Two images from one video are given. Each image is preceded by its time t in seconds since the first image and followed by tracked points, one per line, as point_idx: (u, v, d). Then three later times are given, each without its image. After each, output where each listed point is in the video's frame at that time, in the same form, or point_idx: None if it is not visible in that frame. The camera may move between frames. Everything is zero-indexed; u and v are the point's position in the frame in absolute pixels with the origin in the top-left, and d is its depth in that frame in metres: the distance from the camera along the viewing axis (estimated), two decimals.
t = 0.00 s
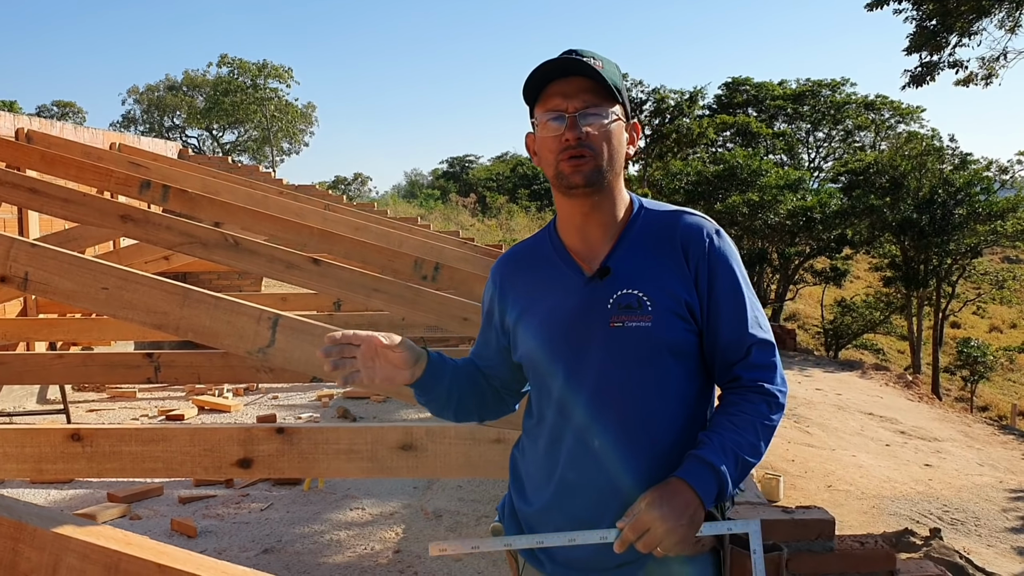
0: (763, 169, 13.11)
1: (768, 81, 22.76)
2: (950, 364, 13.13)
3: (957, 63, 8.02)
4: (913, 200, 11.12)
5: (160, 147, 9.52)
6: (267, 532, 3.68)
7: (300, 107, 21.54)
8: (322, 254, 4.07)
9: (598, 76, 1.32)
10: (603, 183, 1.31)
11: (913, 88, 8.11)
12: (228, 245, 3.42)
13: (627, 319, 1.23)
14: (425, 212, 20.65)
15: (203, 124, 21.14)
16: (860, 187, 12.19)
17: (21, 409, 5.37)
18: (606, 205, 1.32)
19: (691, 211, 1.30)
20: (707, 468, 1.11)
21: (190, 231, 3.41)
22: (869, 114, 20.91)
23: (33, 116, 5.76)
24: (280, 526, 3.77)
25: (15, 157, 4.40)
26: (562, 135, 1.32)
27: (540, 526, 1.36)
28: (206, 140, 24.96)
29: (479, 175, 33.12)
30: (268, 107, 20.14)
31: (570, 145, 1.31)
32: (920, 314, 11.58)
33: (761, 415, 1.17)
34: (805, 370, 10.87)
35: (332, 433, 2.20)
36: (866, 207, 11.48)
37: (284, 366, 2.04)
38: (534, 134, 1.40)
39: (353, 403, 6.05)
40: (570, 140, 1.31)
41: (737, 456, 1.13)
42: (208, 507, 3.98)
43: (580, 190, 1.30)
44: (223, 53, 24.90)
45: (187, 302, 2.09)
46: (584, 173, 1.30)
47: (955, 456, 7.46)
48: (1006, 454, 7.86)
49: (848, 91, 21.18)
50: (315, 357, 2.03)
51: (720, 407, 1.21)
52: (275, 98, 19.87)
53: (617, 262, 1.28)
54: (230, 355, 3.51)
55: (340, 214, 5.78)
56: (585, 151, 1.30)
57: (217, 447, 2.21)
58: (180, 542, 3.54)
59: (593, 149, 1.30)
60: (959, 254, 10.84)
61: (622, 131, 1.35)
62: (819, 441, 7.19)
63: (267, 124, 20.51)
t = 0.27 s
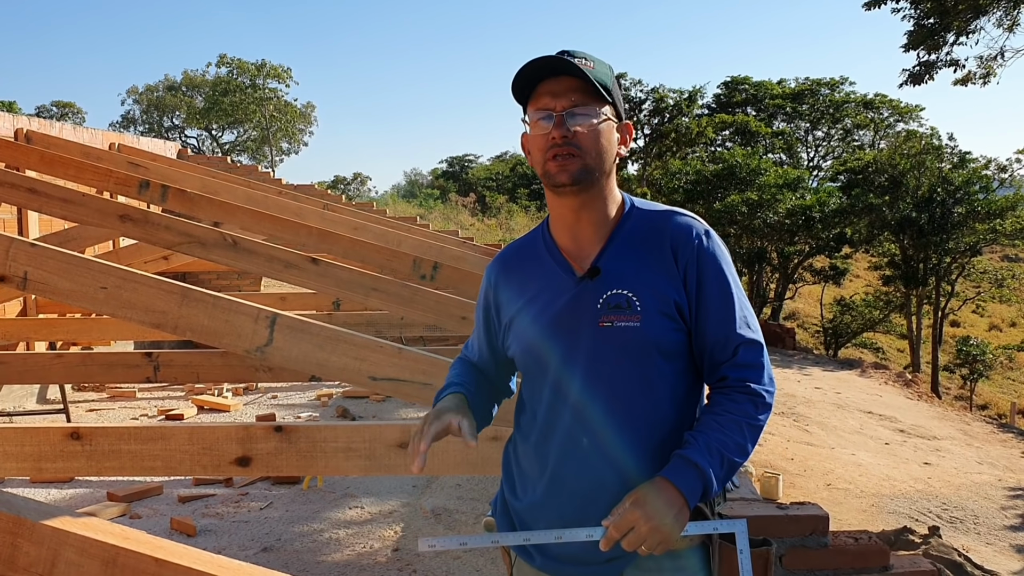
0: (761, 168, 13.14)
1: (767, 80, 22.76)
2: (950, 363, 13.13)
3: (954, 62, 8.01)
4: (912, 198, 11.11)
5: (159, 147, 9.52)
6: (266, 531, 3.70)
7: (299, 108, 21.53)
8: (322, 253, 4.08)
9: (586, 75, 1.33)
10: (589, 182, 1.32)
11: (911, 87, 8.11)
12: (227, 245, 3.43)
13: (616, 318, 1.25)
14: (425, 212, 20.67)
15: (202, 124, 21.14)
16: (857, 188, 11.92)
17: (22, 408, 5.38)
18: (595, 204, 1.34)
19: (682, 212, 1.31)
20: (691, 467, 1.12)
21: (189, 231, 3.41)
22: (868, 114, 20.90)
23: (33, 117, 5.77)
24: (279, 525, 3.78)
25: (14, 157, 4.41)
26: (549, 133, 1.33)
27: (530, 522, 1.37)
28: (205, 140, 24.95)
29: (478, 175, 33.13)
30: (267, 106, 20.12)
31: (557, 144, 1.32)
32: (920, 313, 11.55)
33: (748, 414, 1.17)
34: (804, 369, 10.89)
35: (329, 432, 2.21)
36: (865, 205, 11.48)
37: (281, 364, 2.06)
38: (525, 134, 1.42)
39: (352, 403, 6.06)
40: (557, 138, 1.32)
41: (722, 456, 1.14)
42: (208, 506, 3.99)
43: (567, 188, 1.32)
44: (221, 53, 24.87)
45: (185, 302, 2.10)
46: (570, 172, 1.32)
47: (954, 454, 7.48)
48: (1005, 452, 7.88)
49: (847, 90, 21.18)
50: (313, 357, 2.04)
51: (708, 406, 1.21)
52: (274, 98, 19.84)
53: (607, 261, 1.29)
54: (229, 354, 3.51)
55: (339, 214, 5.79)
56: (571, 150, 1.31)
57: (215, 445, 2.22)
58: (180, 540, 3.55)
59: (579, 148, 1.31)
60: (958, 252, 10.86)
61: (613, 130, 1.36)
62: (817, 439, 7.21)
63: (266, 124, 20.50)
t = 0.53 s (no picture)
0: (758, 166, 13.11)
1: (763, 79, 22.78)
2: (945, 362, 13.15)
3: (950, 62, 8.03)
4: (907, 197, 11.08)
5: (153, 144, 9.47)
6: (261, 528, 3.69)
7: (295, 104, 21.45)
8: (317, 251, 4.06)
9: (580, 74, 1.32)
10: (584, 181, 1.31)
11: (906, 85, 8.14)
12: (222, 242, 3.41)
13: (612, 316, 1.25)
14: (421, 210, 20.62)
15: (197, 121, 21.03)
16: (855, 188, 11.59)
17: (15, 406, 5.35)
18: (591, 202, 1.33)
19: (679, 214, 1.31)
20: (683, 465, 1.13)
21: (183, 228, 3.39)
22: (864, 112, 20.89)
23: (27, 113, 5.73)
24: (273, 523, 3.77)
25: (9, 153, 4.38)
26: (543, 133, 1.32)
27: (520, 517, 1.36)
28: (200, 137, 24.83)
29: (474, 172, 33.10)
30: (262, 103, 20.00)
31: (550, 142, 1.31)
32: (915, 312, 11.55)
33: (740, 415, 1.18)
34: (800, 368, 10.90)
35: (324, 429, 2.20)
36: (861, 204, 11.47)
37: (276, 362, 2.05)
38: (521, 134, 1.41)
39: (347, 401, 6.06)
40: (551, 137, 1.31)
41: (714, 455, 1.15)
42: (202, 503, 3.98)
43: (562, 187, 1.31)
44: (217, 50, 24.75)
45: (179, 299, 2.08)
46: (565, 171, 1.31)
47: (949, 453, 7.50)
48: (999, 451, 7.91)
49: (843, 89, 21.15)
50: (308, 354, 2.03)
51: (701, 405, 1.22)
52: (270, 95, 19.74)
53: (604, 260, 1.29)
54: (223, 352, 3.50)
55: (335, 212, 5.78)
56: (565, 148, 1.30)
57: (210, 443, 2.21)
58: (174, 538, 3.54)
59: (573, 147, 1.30)
60: (954, 250, 10.89)
61: (609, 128, 1.34)
62: (812, 438, 7.23)
63: (261, 121, 20.41)
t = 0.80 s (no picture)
0: (756, 161, 13.12)
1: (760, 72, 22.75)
2: (943, 355, 13.20)
3: (947, 55, 8.01)
4: (904, 190, 11.07)
5: (151, 141, 9.45)
6: (262, 523, 3.71)
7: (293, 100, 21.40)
8: (316, 247, 4.05)
9: (586, 72, 1.31)
10: (593, 178, 1.31)
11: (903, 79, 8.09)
12: (220, 239, 3.41)
13: (609, 311, 1.26)
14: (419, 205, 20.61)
15: (196, 117, 20.98)
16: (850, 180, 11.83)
17: (16, 403, 5.36)
18: (596, 199, 1.33)
19: (676, 213, 1.33)
20: (674, 459, 1.15)
21: (182, 225, 3.39)
22: (861, 106, 20.87)
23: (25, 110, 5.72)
24: (274, 518, 3.79)
25: (8, 151, 4.37)
26: (551, 132, 1.31)
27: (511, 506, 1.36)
28: (199, 134, 24.79)
29: (472, 168, 33.08)
30: (261, 100, 19.94)
31: (560, 141, 1.30)
32: (913, 305, 11.58)
33: (731, 413, 1.20)
34: (798, 361, 10.93)
35: (324, 425, 2.21)
36: (858, 198, 11.47)
37: (276, 358, 2.05)
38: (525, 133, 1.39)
39: (347, 396, 6.08)
40: (559, 136, 1.31)
41: (704, 450, 1.17)
42: (202, 499, 4.00)
43: (572, 185, 1.31)
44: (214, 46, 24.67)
45: (179, 296, 2.09)
46: (574, 169, 1.30)
47: (946, 446, 7.54)
48: (996, 444, 7.95)
49: (840, 82, 21.12)
50: (307, 350, 2.04)
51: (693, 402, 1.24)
52: (268, 91, 19.69)
53: (603, 256, 1.30)
54: (223, 348, 3.50)
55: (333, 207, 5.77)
56: (574, 147, 1.30)
57: (211, 439, 2.22)
58: (175, 533, 3.56)
59: (582, 144, 1.30)
60: (951, 244, 10.92)
61: (612, 125, 1.34)
62: (810, 431, 7.25)
63: (260, 117, 20.35)
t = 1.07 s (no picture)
0: (756, 160, 13.12)
1: (760, 71, 22.75)
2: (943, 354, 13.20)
3: (947, 54, 7.98)
4: (904, 189, 11.09)
5: (151, 141, 9.44)
6: (262, 524, 3.71)
7: (294, 101, 21.38)
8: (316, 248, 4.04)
9: (588, 72, 1.31)
10: (597, 176, 1.30)
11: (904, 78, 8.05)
12: (221, 240, 3.40)
13: (612, 314, 1.25)
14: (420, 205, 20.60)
15: (196, 118, 20.96)
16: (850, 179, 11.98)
17: (16, 404, 5.35)
18: (599, 200, 1.32)
19: (677, 216, 1.33)
20: (673, 462, 1.15)
21: (183, 226, 3.38)
22: (861, 105, 20.85)
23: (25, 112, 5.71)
24: (275, 518, 3.79)
25: (8, 152, 4.36)
26: (555, 132, 1.30)
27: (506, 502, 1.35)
28: (199, 134, 24.77)
29: (472, 167, 33.07)
30: (261, 100, 19.91)
31: (564, 140, 1.29)
32: (914, 304, 11.57)
33: (729, 418, 1.21)
34: (799, 361, 10.92)
35: (325, 426, 2.21)
36: (858, 196, 11.49)
37: (277, 360, 2.05)
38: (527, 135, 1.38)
39: (347, 396, 6.07)
40: (563, 134, 1.30)
41: (702, 454, 1.18)
42: (203, 499, 4.00)
43: (575, 185, 1.29)
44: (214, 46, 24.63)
45: (180, 298, 2.09)
46: (577, 168, 1.29)
47: (946, 445, 7.54)
48: (997, 442, 7.95)
49: (840, 81, 21.08)
50: (307, 351, 2.04)
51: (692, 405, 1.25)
52: (268, 91, 19.66)
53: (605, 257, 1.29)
54: (224, 349, 3.49)
55: (332, 208, 5.76)
56: (578, 145, 1.29)
57: (212, 440, 2.21)
58: (176, 534, 3.56)
59: (586, 143, 1.28)
60: (951, 242, 10.91)
61: (614, 125, 1.33)
62: (810, 431, 7.25)
63: (260, 117, 20.32)
